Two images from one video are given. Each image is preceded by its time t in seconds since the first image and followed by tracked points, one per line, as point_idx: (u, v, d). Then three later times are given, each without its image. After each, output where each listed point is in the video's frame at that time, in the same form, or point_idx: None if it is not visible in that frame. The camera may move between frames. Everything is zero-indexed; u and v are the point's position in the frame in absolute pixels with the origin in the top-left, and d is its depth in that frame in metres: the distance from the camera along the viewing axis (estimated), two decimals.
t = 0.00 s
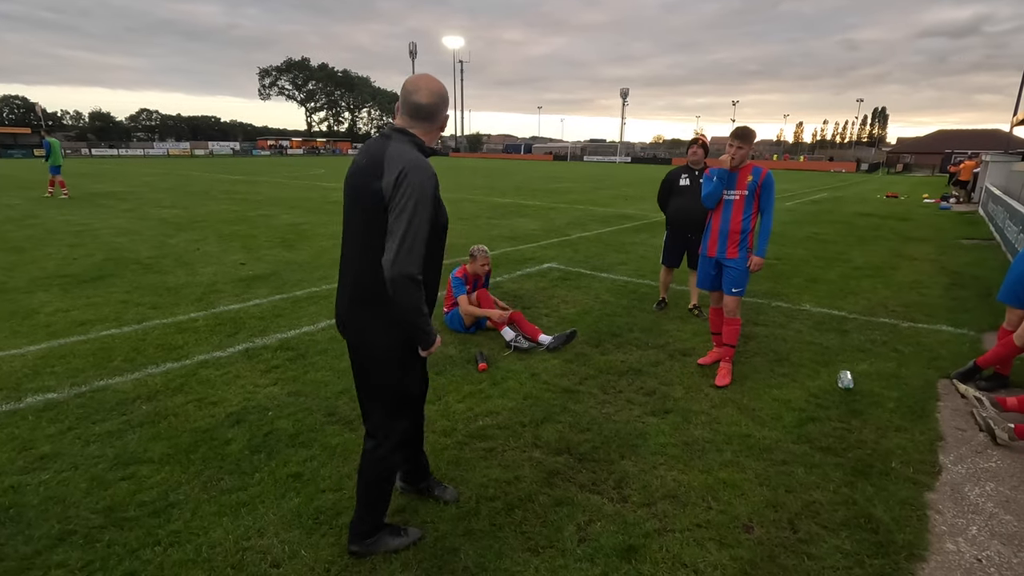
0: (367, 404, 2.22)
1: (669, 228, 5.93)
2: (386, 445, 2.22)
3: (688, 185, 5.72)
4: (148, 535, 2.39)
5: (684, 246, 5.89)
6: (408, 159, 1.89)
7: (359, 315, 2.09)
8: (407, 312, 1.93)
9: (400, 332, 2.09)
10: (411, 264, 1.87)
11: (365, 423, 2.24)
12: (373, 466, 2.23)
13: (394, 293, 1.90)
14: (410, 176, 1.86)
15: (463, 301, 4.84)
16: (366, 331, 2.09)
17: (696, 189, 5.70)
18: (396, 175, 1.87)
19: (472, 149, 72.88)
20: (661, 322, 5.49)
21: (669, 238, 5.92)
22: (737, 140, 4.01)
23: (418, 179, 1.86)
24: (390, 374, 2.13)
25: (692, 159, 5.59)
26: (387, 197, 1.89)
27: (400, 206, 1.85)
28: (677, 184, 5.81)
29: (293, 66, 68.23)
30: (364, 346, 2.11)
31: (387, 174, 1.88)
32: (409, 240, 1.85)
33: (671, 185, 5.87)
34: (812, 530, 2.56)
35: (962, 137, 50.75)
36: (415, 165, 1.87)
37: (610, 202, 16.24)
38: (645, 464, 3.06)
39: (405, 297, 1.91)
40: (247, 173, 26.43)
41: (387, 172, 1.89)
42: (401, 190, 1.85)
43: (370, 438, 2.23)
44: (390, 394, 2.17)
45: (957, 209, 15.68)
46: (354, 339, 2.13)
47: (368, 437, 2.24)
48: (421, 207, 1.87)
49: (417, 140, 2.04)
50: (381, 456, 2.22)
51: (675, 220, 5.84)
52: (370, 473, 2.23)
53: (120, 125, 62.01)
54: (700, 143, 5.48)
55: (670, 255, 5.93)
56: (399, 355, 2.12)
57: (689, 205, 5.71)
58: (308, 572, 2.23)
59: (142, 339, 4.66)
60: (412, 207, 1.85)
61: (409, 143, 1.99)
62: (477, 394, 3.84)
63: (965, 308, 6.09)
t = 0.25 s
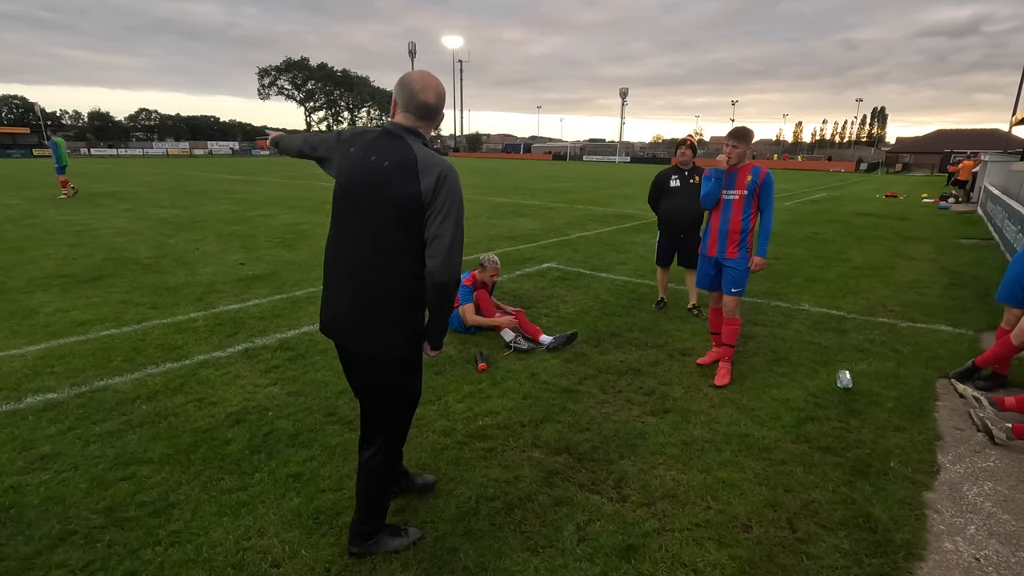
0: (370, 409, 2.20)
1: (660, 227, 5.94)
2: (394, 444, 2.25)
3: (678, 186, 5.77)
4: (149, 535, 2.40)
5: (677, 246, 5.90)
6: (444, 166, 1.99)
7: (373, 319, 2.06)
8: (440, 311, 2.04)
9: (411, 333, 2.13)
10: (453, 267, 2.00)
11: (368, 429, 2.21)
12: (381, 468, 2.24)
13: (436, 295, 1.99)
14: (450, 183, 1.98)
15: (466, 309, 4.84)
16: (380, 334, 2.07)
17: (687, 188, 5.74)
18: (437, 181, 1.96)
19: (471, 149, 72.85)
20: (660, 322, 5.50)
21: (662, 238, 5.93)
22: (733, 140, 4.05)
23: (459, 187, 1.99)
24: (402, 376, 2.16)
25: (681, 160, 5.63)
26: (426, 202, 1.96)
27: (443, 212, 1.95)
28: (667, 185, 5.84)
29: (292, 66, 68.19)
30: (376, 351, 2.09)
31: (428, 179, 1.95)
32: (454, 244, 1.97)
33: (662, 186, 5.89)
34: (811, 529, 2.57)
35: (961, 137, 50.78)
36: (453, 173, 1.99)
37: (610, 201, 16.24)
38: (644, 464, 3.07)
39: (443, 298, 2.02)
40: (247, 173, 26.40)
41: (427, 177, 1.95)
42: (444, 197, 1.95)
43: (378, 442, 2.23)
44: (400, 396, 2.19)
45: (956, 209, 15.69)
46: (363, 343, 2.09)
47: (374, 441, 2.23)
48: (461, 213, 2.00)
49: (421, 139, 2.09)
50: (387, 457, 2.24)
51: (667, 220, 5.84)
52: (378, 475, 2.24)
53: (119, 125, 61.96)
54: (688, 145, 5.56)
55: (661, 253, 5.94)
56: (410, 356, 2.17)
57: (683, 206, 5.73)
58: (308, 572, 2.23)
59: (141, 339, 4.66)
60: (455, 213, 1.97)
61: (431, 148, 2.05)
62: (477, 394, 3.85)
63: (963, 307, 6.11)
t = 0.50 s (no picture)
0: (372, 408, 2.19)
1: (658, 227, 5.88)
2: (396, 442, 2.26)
3: (673, 188, 5.76)
4: (149, 534, 2.40)
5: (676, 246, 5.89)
6: (448, 164, 2.00)
7: (377, 318, 2.06)
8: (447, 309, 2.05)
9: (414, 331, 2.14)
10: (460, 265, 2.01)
11: (370, 429, 2.20)
12: (385, 466, 2.25)
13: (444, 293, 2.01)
14: (454, 181, 1.99)
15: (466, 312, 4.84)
16: (384, 334, 2.08)
17: (682, 188, 5.76)
18: (442, 180, 1.97)
19: (471, 148, 72.82)
20: (660, 322, 5.50)
21: (659, 238, 5.90)
22: (731, 138, 4.04)
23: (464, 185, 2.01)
24: (405, 374, 2.16)
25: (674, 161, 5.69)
26: (431, 201, 1.97)
27: (449, 211, 1.97)
28: (661, 188, 5.83)
29: (292, 66, 68.15)
30: (379, 350, 2.09)
31: (433, 178, 1.96)
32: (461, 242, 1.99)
33: (656, 188, 5.86)
34: (811, 528, 2.57)
35: (960, 137, 50.81)
36: (457, 172, 2.01)
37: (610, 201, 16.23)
38: (645, 463, 3.07)
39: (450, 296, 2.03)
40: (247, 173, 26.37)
41: (432, 177, 1.96)
42: (449, 195, 1.97)
43: (382, 441, 2.23)
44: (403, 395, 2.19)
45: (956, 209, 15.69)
46: (365, 343, 2.09)
47: (377, 440, 2.23)
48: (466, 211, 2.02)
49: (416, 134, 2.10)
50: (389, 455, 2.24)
51: (665, 221, 5.82)
52: (381, 474, 2.25)
53: (119, 125, 61.90)
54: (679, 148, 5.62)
55: (661, 255, 5.91)
56: (413, 354, 2.17)
57: (680, 205, 5.74)
58: (309, 571, 2.24)
59: (141, 339, 4.65)
60: (461, 212, 1.99)
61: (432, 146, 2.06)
62: (477, 394, 3.85)
63: (963, 307, 6.11)
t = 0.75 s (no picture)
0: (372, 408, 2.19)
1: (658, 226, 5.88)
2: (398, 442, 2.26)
3: (672, 187, 5.77)
4: (151, 533, 2.40)
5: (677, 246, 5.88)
6: (448, 163, 2.00)
7: (377, 318, 2.06)
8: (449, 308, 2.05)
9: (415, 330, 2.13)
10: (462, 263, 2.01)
11: (371, 429, 2.20)
12: (386, 465, 2.25)
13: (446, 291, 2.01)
14: (454, 181, 1.99)
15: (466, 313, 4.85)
16: (384, 333, 2.08)
17: (683, 187, 5.77)
18: (442, 179, 1.97)
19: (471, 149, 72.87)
20: (661, 321, 5.49)
21: (660, 238, 5.88)
22: (730, 138, 4.05)
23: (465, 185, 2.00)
24: (406, 373, 2.16)
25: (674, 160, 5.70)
26: (432, 201, 1.96)
27: (450, 210, 1.96)
28: (662, 186, 5.84)
29: (292, 66, 68.10)
30: (379, 350, 2.09)
31: (434, 177, 1.96)
32: (462, 241, 1.99)
33: (656, 188, 5.87)
34: (812, 528, 2.57)
35: (960, 137, 50.83)
36: (458, 171, 2.00)
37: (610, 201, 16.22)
38: (646, 463, 3.07)
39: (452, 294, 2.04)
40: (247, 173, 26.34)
41: (432, 176, 1.96)
42: (450, 194, 1.97)
43: (383, 440, 2.22)
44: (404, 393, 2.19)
45: (955, 209, 15.69)
46: (366, 342, 2.09)
47: (378, 440, 2.22)
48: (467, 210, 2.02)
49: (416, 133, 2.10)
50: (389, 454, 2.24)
51: (664, 221, 5.82)
52: (382, 473, 2.25)
53: (119, 125, 61.86)
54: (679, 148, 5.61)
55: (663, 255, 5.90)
56: (414, 352, 2.17)
57: (680, 204, 5.75)
58: (311, 571, 2.23)
59: (142, 339, 4.65)
60: (462, 211, 1.99)
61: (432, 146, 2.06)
62: (478, 393, 3.84)
63: (963, 307, 6.11)
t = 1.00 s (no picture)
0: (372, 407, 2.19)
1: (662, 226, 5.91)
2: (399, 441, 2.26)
3: (677, 186, 5.77)
4: (154, 533, 2.40)
5: (680, 245, 5.89)
6: (449, 164, 1.99)
7: (378, 317, 2.07)
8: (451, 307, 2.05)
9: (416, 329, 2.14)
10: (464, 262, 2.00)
11: (372, 428, 2.20)
12: (388, 464, 2.25)
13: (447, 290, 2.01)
14: (455, 181, 1.99)
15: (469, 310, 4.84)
16: (385, 333, 2.08)
17: (687, 187, 5.76)
18: (443, 178, 1.96)
19: (471, 149, 72.88)
20: (661, 322, 5.49)
21: (664, 237, 5.89)
22: (731, 139, 4.08)
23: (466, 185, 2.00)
24: (407, 372, 2.15)
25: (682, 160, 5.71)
26: (432, 200, 1.96)
27: (450, 210, 1.96)
28: (667, 185, 5.83)
29: (292, 66, 68.11)
30: (380, 349, 2.09)
31: (435, 178, 1.96)
32: (464, 240, 1.99)
33: (661, 187, 5.87)
34: (814, 527, 2.58)
35: (960, 137, 50.84)
36: (459, 171, 2.00)
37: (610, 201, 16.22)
38: (647, 463, 3.07)
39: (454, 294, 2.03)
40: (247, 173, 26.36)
41: (433, 176, 1.96)
42: (450, 194, 1.96)
43: (384, 440, 2.23)
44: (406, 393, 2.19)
45: (955, 209, 15.69)
46: (367, 342, 2.09)
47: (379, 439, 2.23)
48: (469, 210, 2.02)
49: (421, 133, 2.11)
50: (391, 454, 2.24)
51: (668, 220, 5.83)
52: (384, 472, 2.25)
53: (119, 125, 61.88)
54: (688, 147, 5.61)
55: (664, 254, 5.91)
56: (416, 352, 2.17)
57: (684, 204, 5.76)
58: (313, 570, 2.24)
59: (143, 339, 4.66)
60: (463, 211, 1.98)
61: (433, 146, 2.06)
62: (479, 394, 3.85)
63: (963, 307, 6.12)
